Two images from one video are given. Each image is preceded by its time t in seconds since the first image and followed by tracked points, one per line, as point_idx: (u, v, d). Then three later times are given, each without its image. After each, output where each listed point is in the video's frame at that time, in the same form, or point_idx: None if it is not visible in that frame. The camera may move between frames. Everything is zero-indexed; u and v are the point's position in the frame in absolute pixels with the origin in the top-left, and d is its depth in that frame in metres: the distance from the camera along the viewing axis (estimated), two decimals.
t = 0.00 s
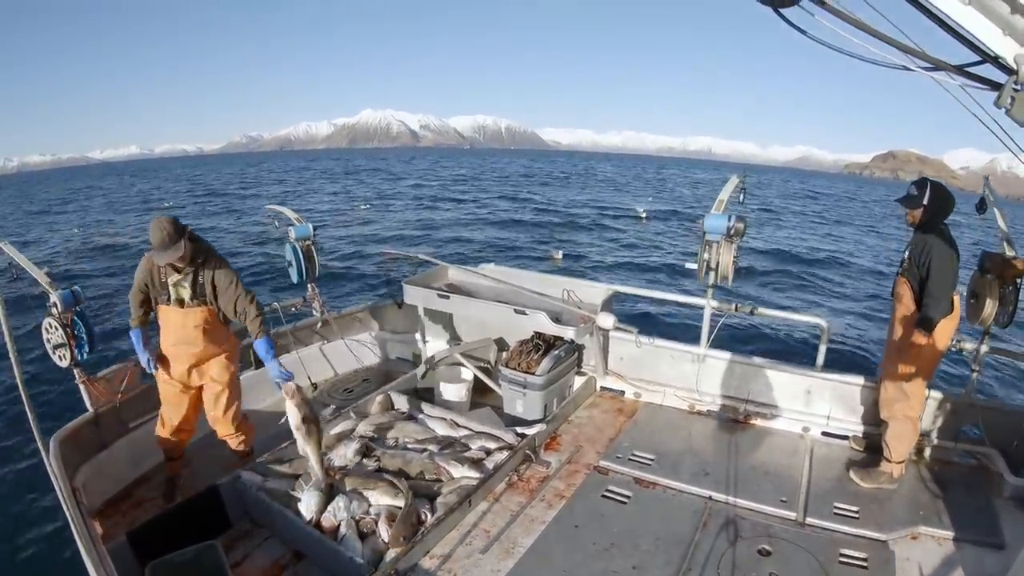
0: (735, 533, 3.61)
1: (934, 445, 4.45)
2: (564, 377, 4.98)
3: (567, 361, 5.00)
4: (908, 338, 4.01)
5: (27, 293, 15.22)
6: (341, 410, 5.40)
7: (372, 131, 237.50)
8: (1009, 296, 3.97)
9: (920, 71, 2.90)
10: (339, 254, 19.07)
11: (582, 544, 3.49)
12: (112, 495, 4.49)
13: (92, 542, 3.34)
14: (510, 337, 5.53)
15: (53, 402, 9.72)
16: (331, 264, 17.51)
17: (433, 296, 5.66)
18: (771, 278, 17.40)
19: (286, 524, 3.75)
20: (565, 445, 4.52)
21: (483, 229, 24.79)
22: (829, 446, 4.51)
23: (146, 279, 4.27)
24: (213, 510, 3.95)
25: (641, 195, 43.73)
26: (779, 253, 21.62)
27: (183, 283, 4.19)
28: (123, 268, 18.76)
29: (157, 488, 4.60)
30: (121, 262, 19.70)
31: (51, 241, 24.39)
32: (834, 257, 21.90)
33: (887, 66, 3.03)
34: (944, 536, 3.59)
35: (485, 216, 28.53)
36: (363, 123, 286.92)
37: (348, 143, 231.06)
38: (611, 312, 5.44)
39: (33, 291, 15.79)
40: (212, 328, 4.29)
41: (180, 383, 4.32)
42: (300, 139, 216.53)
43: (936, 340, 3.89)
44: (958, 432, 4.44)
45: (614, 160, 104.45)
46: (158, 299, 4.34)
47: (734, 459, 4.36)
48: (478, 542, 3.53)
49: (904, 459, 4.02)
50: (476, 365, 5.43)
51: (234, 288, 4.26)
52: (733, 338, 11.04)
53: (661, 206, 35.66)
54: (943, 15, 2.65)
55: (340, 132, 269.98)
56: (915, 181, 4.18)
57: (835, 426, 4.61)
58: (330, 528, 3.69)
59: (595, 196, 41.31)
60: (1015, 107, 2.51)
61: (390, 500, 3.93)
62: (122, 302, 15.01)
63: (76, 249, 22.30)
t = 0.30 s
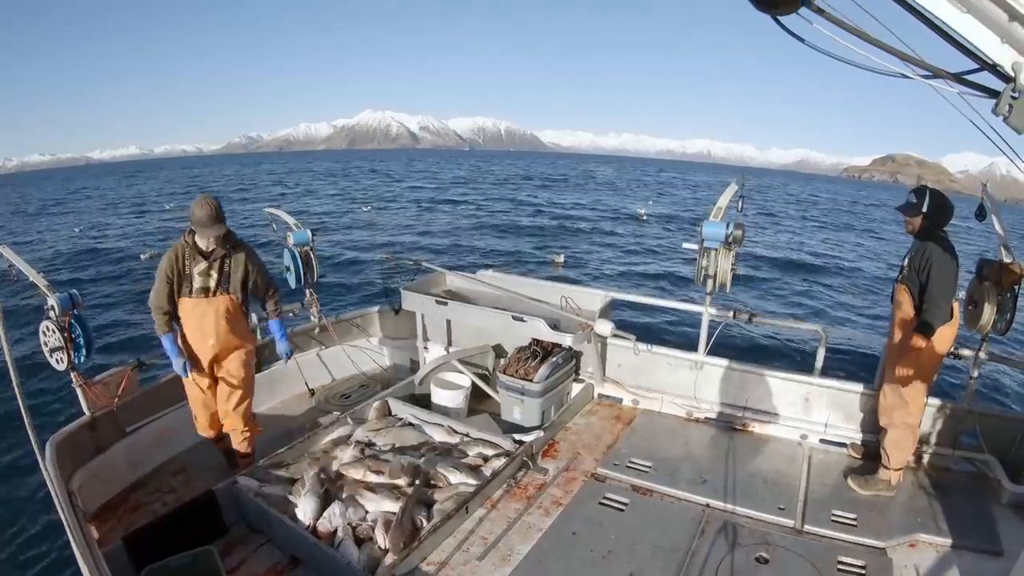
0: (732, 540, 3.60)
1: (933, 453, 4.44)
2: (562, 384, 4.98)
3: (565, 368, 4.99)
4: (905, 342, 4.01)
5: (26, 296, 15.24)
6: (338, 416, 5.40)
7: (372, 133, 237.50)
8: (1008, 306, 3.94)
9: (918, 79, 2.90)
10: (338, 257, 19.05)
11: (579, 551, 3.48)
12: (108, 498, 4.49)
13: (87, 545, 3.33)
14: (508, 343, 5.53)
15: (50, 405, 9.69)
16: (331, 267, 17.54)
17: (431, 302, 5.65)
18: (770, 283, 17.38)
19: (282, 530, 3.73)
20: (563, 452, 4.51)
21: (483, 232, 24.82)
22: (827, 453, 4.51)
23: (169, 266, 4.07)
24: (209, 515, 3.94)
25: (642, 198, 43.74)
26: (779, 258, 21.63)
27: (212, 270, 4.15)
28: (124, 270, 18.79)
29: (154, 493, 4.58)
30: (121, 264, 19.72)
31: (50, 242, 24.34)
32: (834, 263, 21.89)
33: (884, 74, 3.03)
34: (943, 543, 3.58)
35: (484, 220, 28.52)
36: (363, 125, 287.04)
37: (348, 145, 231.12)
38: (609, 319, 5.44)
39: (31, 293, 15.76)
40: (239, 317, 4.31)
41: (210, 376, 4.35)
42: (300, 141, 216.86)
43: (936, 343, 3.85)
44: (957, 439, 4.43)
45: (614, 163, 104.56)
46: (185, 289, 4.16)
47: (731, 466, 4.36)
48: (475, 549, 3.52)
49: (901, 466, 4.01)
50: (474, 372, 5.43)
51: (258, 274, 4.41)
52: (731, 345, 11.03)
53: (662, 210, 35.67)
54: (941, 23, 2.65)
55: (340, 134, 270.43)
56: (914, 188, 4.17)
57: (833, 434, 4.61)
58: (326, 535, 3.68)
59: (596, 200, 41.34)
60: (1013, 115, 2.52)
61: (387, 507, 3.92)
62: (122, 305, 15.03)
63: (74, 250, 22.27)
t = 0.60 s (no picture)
0: (729, 548, 3.59)
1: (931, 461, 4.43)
2: (559, 390, 4.98)
3: (563, 374, 4.97)
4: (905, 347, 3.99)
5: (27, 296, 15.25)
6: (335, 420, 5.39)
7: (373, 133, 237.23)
8: (1004, 316, 3.97)
9: (917, 88, 2.91)
10: (338, 258, 19.03)
11: (576, 558, 3.47)
12: (104, 500, 4.47)
13: (83, 548, 3.31)
14: (506, 348, 5.53)
15: (48, 406, 9.67)
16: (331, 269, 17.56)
17: (429, 308, 5.65)
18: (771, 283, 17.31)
19: (277, 534, 3.72)
20: (560, 459, 4.50)
21: (484, 232, 24.81)
22: (824, 462, 4.50)
23: (193, 257, 4.05)
24: (205, 519, 3.92)
25: (643, 197, 43.70)
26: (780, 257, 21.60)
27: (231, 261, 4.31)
28: (124, 271, 18.80)
29: (149, 496, 4.56)
30: (122, 265, 19.73)
31: (49, 242, 24.30)
32: (835, 262, 21.80)
33: (884, 83, 3.03)
34: (941, 552, 3.57)
35: (484, 219, 28.46)
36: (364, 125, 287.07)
37: (349, 145, 230.82)
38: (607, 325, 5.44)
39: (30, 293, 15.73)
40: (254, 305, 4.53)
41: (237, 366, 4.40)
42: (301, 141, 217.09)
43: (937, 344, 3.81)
44: (955, 448, 4.42)
45: (615, 163, 104.68)
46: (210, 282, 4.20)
47: (728, 473, 4.36)
48: (470, 555, 3.51)
49: (899, 475, 4.01)
50: (471, 378, 5.42)
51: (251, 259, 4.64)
52: (732, 349, 11.00)
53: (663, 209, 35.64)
54: (939, 32, 2.66)
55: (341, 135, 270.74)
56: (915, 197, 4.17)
57: (830, 443, 4.60)
58: (322, 540, 3.66)
59: (597, 199, 41.31)
60: (1012, 124, 2.52)
61: (384, 512, 3.91)
62: (123, 305, 15.04)
63: (74, 251, 22.22)
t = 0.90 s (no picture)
0: (725, 554, 3.59)
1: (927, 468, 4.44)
2: (557, 395, 4.99)
3: (560, 379, 4.98)
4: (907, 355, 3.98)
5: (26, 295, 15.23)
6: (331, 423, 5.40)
7: (374, 131, 236.94)
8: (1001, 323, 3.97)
9: (917, 95, 2.91)
10: (337, 256, 18.98)
11: (571, 563, 3.47)
12: (99, 500, 4.45)
13: (78, 548, 3.29)
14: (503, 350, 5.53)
15: (45, 405, 9.63)
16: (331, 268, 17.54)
17: (427, 310, 5.64)
18: (772, 280, 17.29)
19: (273, 535, 3.71)
20: (556, 463, 4.50)
21: (484, 227, 24.77)
22: (821, 468, 4.50)
23: (242, 245, 4.46)
24: (201, 520, 3.91)
25: (645, 191, 43.62)
26: (781, 252, 21.58)
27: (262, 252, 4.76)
28: (124, 270, 18.78)
29: (144, 496, 4.55)
30: (122, 263, 19.70)
31: (48, 240, 24.22)
32: (836, 257, 21.69)
33: (884, 90, 3.04)
34: (937, 558, 3.57)
35: (484, 215, 28.34)
36: (364, 124, 286.76)
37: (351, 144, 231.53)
38: (605, 330, 5.44)
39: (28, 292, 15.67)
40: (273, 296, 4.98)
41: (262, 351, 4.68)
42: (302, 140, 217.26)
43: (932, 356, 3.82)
44: (951, 455, 4.43)
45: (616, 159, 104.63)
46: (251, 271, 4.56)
47: (725, 479, 4.35)
48: (466, 559, 3.50)
49: (895, 481, 4.01)
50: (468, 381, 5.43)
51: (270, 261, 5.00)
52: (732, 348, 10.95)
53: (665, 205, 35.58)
54: (939, 38, 2.66)
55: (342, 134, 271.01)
56: (912, 205, 4.19)
57: (827, 449, 4.60)
58: (318, 542, 3.65)
59: (598, 194, 41.28)
60: (1011, 132, 2.53)
61: (380, 515, 3.91)
62: (123, 304, 15.01)
63: (73, 250, 22.15)
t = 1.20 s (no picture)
0: (722, 558, 3.58)
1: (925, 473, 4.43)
2: (556, 397, 4.99)
3: (558, 382, 4.98)
4: (903, 356, 4.00)
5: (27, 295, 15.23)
6: (330, 424, 5.40)
7: (375, 130, 236.63)
8: (1000, 329, 3.97)
9: (917, 100, 2.92)
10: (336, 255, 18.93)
11: (569, 566, 3.46)
12: (96, 499, 4.44)
13: (75, 547, 3.29)
14: (503, 351, 5.52)
15: (44, 404, 9.61)
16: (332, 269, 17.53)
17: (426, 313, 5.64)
18: (773, 275, 17.27)
19: (270, 537, 3.71)
20: (554, 466, 4.50)
21: (485, 223, 24.73)
22: (819, 473, 4.50)
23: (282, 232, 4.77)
24: (197, 521, 3.90)
25: (646, 185, 43.54)
26: (782, 246, 21.53)
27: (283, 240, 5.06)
28: (126, 269, 18.78)
29: (142, 496, 4.53)
30: (123, 263, 19.70)
31: (47, 240, 24.19)
32: (838, 250, 21.56)
33: (885, 94, 3.04)
34: (934, 563, 3.56)
35: (483, 210, 28.24)
36: (365, 123, 286.53)
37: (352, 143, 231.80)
38: (604, 333, 5.43)
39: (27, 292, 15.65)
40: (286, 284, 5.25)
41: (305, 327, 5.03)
42: (303, 139, 217.50)
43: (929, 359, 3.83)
44: (950, 460, 4.43)
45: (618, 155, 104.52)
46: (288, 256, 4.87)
47: (723, 483, 4.35)
48: (463, 562, 3.49)
49: (893, 486, 4.00)
50: (467, 383, 5.43)
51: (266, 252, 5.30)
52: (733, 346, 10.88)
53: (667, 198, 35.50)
54: (939, 44, 2.67)
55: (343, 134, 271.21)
56: (909, 210, 4.19)
57: (825, 454, 4.59)
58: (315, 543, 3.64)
59: (600, 188, 41.20)
60: (1011, 136, 2.54)
61: (378, 516, 3.90)
62: (123, 303, 15.01)
63: (72, 250, 22.13)
